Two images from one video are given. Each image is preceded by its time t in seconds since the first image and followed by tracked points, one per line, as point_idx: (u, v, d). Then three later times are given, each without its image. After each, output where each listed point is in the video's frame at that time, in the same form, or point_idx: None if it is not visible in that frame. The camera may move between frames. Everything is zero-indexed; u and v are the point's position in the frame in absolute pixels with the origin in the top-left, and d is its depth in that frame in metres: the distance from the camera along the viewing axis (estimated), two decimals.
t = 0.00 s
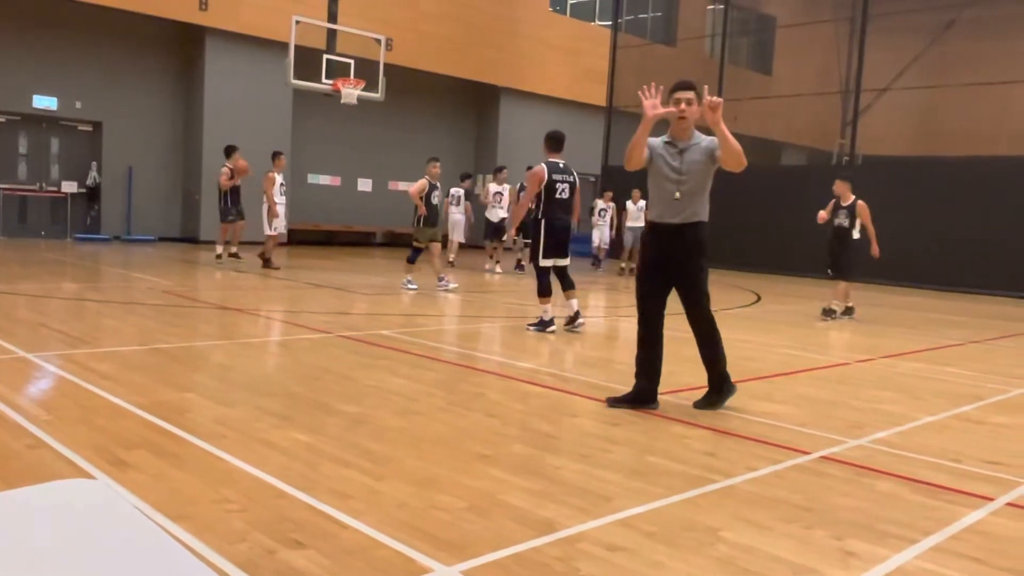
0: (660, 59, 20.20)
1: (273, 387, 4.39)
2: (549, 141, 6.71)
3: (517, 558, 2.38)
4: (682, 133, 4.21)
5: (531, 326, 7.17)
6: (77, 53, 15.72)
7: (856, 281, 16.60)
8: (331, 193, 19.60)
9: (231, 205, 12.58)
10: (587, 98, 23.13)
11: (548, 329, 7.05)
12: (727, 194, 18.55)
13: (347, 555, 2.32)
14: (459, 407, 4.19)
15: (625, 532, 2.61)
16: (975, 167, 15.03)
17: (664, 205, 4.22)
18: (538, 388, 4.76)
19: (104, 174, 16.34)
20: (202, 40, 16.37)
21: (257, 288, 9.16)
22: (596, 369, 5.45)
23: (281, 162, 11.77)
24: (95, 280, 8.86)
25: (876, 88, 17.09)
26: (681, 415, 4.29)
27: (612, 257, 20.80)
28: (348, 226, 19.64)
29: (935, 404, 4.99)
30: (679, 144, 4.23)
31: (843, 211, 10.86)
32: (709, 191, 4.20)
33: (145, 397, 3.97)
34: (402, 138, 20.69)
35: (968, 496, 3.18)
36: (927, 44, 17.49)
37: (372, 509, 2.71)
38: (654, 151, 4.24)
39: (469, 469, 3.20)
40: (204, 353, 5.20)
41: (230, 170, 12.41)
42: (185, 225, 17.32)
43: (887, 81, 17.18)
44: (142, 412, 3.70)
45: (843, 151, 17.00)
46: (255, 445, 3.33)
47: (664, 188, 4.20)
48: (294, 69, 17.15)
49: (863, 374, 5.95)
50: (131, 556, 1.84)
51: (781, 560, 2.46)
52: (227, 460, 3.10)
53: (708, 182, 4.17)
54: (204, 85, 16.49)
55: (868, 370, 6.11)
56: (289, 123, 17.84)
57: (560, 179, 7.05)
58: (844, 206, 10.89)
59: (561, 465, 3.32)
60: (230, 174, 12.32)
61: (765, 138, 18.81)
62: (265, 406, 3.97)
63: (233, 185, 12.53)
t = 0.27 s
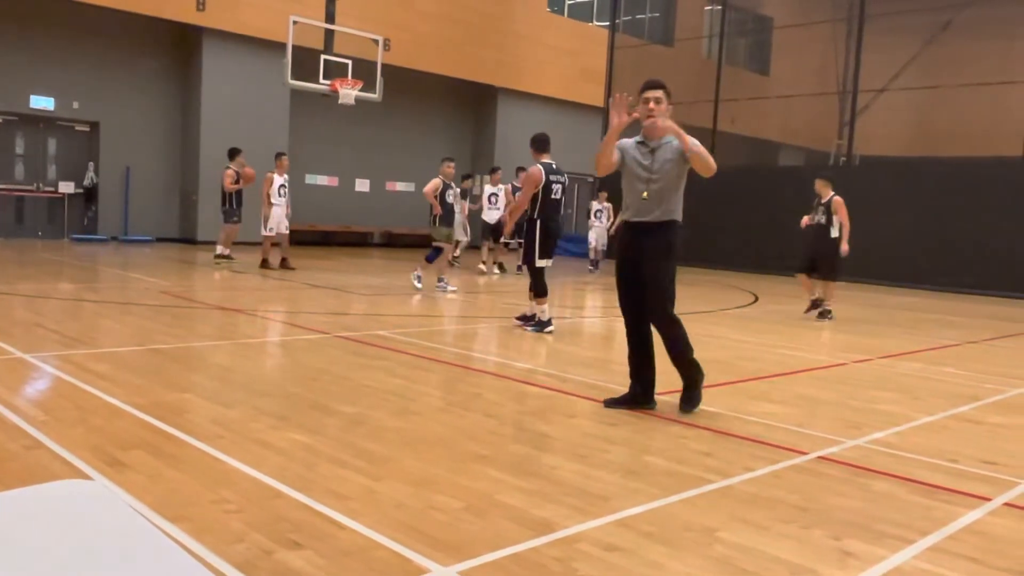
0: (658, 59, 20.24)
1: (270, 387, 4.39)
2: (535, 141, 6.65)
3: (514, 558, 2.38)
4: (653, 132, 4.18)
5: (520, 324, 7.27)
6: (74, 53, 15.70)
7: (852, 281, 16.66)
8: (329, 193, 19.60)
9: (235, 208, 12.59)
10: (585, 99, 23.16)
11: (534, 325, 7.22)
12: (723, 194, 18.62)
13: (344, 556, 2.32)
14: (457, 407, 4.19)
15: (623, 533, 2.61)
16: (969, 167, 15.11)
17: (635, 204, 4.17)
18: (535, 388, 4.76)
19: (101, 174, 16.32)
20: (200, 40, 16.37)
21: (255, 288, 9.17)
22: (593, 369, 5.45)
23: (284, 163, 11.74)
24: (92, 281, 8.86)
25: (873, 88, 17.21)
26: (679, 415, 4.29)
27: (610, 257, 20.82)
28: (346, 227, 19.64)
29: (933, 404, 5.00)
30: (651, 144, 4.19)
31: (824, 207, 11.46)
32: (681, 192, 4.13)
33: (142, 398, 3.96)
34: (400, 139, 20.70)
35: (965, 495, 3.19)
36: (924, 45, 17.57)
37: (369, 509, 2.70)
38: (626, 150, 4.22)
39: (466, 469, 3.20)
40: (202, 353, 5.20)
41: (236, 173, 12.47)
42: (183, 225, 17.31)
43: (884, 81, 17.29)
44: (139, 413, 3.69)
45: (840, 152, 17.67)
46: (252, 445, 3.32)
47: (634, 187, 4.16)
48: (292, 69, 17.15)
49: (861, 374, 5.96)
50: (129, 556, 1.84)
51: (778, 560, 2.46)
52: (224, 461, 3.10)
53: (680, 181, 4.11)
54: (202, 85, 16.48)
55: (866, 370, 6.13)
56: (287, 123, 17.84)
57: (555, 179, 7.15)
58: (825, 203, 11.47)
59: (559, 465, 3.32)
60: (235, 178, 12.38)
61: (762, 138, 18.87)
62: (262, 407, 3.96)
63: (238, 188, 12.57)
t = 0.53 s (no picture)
0: (656, 59, 20.25)
1: (268, 387, 4.39)
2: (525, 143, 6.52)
3: (513, 558, 2.38)
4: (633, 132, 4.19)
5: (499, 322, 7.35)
6: (71, 53, 15.67)
7: (850, 281, 16.69)
8: (327, 193, 19.59)
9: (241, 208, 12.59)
10: (583, 99, 23.16)
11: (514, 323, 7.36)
12: (720, 195, 18.63)
13: (343, 556, 2.32)
14: (455, 408, 4.19)
15: (621, 533, 2.61)
16: (966, 169, 15.11)
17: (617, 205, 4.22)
18: (533, 388, 4.76)
19: (99, 174, 16.30)
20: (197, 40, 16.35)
21: (253, 288, 9.16)
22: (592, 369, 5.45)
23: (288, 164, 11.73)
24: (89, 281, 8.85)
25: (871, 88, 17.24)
26: (678, 416, 4.29)
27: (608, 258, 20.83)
28: (344, 227, 19.64)
29: (931, 404, 5.00)
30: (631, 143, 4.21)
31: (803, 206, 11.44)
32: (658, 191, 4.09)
33: (140, 398, 3.96)
34: (398, 139, 20.69)
35: (963, 496, 3.19)
36: (921, 45, 17.62)
37: (367, 510, 2.70)
38: (612, 152, 4.30)
39: (465, 469, 3.20)
40: (199, 353, 5.19)
41: (239, 174, 12.43)
42: (180, 225, 17.29)
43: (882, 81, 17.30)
44: (137, 413, 3.69)
45: (838, 151, 16.96)
46: (250, 446, 3.32)
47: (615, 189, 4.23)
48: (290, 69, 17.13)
49: (859, 374, 5.96)
50: (128, 556, 1.84)
51: (776, 560, 2.47)
52: (221, 461, 3.09)
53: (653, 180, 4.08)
54: (200, 85, 16.46)
55: (864, 370, 6.13)
56: (285, 124, 17.83)
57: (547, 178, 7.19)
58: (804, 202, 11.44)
59: (557, 465, 3.32)
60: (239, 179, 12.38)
61: (759, 138, 18.96)
62: (260, 407, 3.96)
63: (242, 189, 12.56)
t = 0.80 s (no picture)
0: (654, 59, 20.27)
1: (266, 388, 4.38)
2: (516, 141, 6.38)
3: (510, 558, 2.38)
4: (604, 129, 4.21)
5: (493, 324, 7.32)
6: (68, 53, 15.64)
7: (847, 281, 16.70)
8: (324, 193, 19.58)
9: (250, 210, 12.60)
10: (580, 99, 23.16)
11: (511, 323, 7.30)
12: (717, 195, 18.64)
13: (340, 556, 2.32)
14: (453, 408, 4.19)
15: (618, 533, 2.62)
16: (962, 170, 15.15)
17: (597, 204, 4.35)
18: (531, 388, 4.76)
19: (96, 174, 16.26)
20: (194, 40, 16.32)
21: (250, 288, 9.15)
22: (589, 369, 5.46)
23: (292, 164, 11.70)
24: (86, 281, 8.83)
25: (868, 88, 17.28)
26: (676, 415, 4.30)
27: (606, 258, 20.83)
28: (341, 226, 19.62)
29: (928, 404, 5.01)
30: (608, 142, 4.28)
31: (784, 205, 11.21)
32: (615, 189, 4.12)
33: (137, 398, 3.96)
34: (395, 139, 20.68)
35: (960, 495, 3.20)
36: (918, 46, 17.68)
37: (364, 510, 2.70)
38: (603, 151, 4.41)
39: (462, 469, 3.20)
40: (196, 353, 5.18)
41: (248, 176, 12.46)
42: (178, 225, 17.27)
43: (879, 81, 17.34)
44: (134, 414, 3.68)
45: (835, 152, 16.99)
46: (247, 446, 3.32)
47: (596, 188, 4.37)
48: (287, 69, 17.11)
49: (856, 374, 5.97)
50: (127, 556, 1.84)
51: (773, 560, 2.47)
52: (218, 462, 3.09)
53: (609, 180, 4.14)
54: (197, 85, 16.44)
55: (861, 370, 6.14)
56: (282, 124, 17.81)
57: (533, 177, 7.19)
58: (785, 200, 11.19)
59: (555, 465, 3.32)
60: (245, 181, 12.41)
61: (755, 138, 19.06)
62: (258, 407, 3.96)
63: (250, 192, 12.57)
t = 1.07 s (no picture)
0: (650, 59, 20.32)
1: (261, 388, 4.38)
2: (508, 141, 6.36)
3: (507, 558, 2.38)
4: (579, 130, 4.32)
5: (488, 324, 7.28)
6: (63, 52, 15.61)
7: (841, 280, 16.77)
8: (321, 193, 19.57)
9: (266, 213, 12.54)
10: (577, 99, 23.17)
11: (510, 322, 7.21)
12: (713, 194, 18.65)
13: (337, 556, 2.32)
14: (449, 407, 4.19)
15: (615, 532, 2.62)
16: (957, 170, 15.18)
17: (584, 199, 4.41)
18: (527, 388, 4.76)
19: (92, 174, 16.23)
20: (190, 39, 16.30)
21: (246, 288, 9.15)
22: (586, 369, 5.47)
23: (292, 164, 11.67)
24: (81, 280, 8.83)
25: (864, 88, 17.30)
26: (672, 415, 4.30)
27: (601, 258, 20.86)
28: (337, 226, 19.61)
29: (924, 403, 5.01)
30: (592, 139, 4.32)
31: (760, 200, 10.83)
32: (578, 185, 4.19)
33: (133, 398, 3.95)
34: (391, 138, 20.66)
35: (956, 494, 3.20)
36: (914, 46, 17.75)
37: (361, 510, 2.70)
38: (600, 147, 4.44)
39: (459, 469, 3.20)
40: (192, 353, 5.17)
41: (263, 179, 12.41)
42: (174, 225, 17.25)
43: (875, 81, 17.36)
44: (130, 413, 3.67)
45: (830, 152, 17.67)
46: (243, 446, 3.31)
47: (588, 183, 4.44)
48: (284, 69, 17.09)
49: (851, 373, 5.98)
50: (124, 556, 1.84)
51: (770, 560, 2.47)
52: (215, 462, 3.08)
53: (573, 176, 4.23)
54: (192, 85, 16.41)
55: (857, 370, 6.14)
56: (278, 123, 17.80)
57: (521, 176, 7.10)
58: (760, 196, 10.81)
59: (552, 465, 3.32)
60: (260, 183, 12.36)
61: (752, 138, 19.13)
62: (254, 407, 3.96)
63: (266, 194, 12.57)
